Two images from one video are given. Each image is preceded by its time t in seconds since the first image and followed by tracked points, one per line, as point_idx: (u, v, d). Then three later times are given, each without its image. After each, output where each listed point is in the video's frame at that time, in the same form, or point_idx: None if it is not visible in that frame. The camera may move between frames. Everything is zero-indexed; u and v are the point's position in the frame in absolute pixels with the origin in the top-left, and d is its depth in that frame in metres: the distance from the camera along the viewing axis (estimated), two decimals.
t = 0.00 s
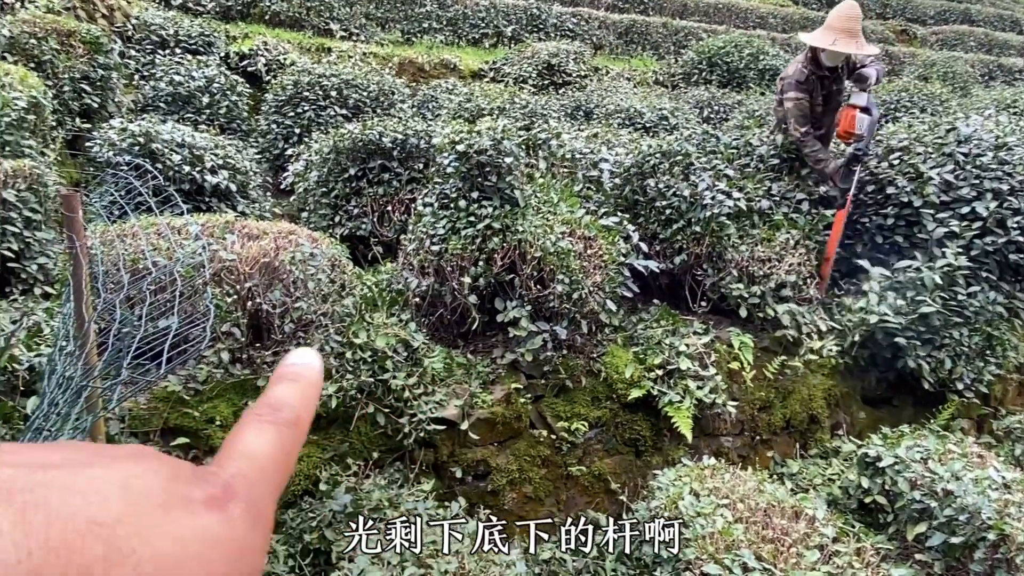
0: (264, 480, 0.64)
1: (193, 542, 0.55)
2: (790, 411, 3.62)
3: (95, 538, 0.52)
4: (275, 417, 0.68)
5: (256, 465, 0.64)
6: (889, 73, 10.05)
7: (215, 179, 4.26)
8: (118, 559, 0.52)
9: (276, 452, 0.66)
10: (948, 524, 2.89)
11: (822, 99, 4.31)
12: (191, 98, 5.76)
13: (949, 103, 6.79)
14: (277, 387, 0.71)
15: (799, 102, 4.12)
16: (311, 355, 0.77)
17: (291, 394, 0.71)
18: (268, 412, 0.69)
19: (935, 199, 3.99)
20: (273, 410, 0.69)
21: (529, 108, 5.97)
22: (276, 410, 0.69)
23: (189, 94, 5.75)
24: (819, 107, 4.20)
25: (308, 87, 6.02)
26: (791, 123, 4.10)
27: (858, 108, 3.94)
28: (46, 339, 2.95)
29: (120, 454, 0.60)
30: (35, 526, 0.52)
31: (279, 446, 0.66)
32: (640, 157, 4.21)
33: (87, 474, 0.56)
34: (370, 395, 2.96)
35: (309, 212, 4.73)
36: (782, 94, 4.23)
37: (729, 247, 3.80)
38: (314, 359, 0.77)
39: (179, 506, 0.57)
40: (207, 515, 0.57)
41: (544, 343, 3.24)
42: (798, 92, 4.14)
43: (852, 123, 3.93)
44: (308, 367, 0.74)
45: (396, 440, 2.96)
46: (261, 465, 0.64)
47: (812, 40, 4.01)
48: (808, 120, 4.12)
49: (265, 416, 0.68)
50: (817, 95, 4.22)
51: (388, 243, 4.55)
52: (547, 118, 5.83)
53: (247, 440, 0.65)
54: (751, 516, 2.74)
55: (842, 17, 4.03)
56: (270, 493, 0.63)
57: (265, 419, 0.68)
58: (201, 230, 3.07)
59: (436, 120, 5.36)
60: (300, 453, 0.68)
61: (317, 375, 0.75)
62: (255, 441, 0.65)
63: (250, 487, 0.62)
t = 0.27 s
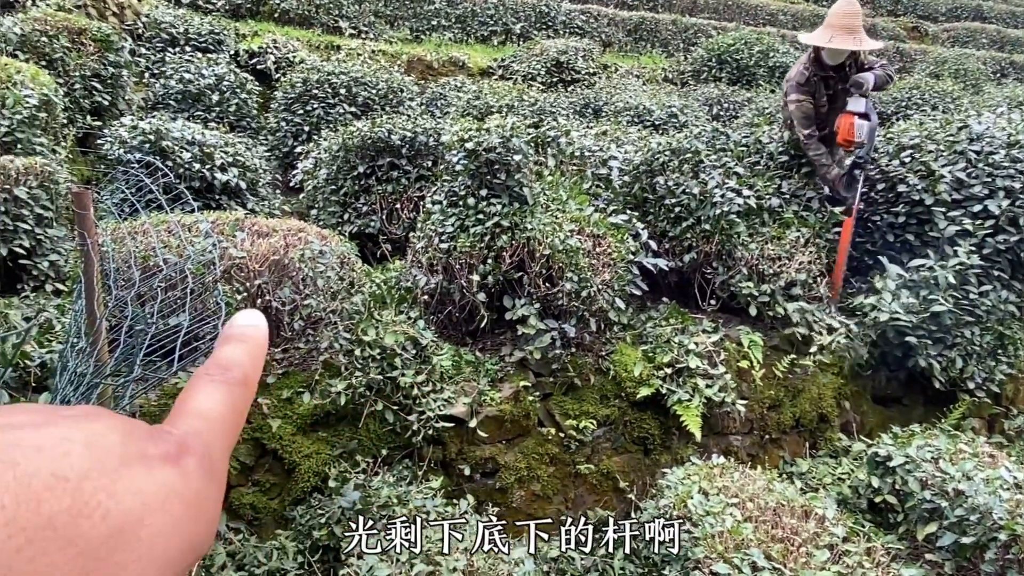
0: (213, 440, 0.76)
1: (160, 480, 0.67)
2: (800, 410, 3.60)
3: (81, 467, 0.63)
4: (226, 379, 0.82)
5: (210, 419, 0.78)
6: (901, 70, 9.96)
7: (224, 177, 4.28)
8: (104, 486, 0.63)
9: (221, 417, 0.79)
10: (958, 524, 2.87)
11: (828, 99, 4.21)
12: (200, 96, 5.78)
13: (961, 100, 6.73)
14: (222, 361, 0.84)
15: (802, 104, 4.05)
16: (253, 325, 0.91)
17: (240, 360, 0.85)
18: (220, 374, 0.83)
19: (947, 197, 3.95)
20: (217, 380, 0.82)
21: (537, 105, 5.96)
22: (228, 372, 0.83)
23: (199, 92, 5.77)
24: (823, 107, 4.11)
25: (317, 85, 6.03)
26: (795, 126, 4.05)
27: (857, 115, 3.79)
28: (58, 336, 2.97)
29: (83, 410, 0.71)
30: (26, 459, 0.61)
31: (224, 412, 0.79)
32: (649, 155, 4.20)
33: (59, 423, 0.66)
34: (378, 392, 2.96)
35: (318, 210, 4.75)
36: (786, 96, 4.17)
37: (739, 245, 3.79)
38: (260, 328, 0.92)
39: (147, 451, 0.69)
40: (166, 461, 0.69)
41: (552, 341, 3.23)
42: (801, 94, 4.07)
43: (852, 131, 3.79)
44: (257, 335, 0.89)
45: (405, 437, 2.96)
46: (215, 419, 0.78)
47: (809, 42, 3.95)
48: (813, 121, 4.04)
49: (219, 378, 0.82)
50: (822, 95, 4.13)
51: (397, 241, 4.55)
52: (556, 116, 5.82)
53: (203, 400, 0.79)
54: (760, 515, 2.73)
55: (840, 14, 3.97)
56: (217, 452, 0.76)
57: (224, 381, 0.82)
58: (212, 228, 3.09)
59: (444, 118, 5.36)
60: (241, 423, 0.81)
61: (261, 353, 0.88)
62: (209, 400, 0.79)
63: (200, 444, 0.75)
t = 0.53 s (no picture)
0: (224, 441, 0.74)
1: (167, 476, 0.65)
2: (806, 410, 3.59)
3: (91, 465, 0.61)
4: (237, 379, 0.80)
5: (222, 419, 0.76)
6: (907, 69, 9.91)
7: (230, 175, 4.29)
8: (113, 482, 0.62)
9: (233, 416, 0.77)
10: (966, 525, 2.86)
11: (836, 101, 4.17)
12: (206, 95, 5.79)
13: (968, 99, 6.69)
14: (234, 362, 0.82)
15: (811, 107, 4.00)
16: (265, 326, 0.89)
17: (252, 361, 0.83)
18: (232, 375, 0.81)
19: (954, 197, 3.93)
20: (228, 382, 0.80)
21: (543, 104, 5.95)
22: (239, 372, 0.81)
23: (205, 91, 5.78)
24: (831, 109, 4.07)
25: (322, 84, 6.04)
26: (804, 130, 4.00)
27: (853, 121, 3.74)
28: (65, 334, 2.98)
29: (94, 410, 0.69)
30: (33, 459, 0.60)
31: (236, 412, 0.77)
32: (654, 153, 4.19)
33: (70, 423, 0.65)
34: (384, 391, 2.97)
35: (323, 208, 4.75)
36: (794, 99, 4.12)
37: (745, 244, 3.78)
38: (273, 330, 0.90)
39: (156, 449, 0.67)
40: (175, 458, 0.67)
41: (558, 340, 3.23)
42: (809, 97, 4.03)
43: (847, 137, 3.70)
44: (268, 337, 0.87)
45: (409, 436, 2.96)
46: (227, 419, 0.76)
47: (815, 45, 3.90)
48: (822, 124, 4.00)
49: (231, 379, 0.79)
50: (830, 97, 4.09)
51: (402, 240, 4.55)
52: (561, 114, 5.81)
53: (213, 400, 0.77)
54: (766, 515, 2.72)
55: (842, 15, 3.94)
56: (228, 451, 0.74)
57: (235, 382, 0.80)
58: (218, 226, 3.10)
59: (449, 117, 5.35)
60: (253, 424, 0.79)
61: (275, 357, 0.86)
62: (220, 400, 0.77)
63: (211, 444, 0.73)
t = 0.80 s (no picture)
0: (236, 440, 0.77)
1: (176, 481, 0.68)
2: (806, 410, 3.59)
3: (100, 466, 0.65)
4: (251, 379, 0.83)
5: (235, 419, 0.78)
6: (908, 69, 9.89)
7: (230, 175, 4.29)
8: (122, 484, 0.65)
9: (246, 416, 0.79)
10: (966, 525, 2.85)
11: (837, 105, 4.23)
12: (206, 94, 5.79)
13: (969, 100, 6.68)
14: (249, 362, 0.85)
15: (811, 111, 4.08)
16: (280, 329, 0.92)
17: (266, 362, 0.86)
18: (247, 375, 0.83)
19: (955, 197, 3.92)
20: (243, 381, 0.82)
21: (543, 104, 5.94)
22: (253, 373, 0.84)
23: (205, 90, 5.77)
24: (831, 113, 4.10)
25: (323, 83, 6.04)
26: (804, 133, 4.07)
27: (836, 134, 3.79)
28: (65, 333, 2.97)
29: (109, 410, 0.73)
30: (50, 461, 0.63)
31: (249, 411, 0.80)
32: (655, 153, 4.18)
33: (84, 423, 0.68)
34: (384, 390, 2.96)
35: (323, 208, 4.75)
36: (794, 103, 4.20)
37: (745, 244, 3.77)
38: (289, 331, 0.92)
39: (167, 450, 0.70)
40: (184, 461, 0.70)
41: (558, 340, 3.23)
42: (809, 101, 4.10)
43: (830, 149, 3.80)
44: (284, 339, 0.89)
45: (410, 436, 2.96)
46: (240, 418, 0.78)
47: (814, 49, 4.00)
48: (822, 127, 4.06)
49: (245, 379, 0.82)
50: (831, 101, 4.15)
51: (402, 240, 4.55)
52: (561, 114, 5.80)
53: (227, 400, 0.79)
54: (766, 515, 2.71)
55: (843, 19, 4.05)
56: (241, 452, 0.76)
57: (248, 381, 0.82)
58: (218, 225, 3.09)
59: (449, 117, 5.35)
60: (267, 423, 0.81)
61: (290, 357, 0.88)
62: (234, 399, 0.80)
63: (223, 444, 0.75)
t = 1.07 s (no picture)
0: (266, 446, 0.70)
1: (194, 489, 0.62)
2: (800, 410, 3.59)
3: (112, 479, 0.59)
4: (290, 384, 0.76)
5: (267, 425, 0.71)
6: (901, 69, 9.92)
7: (224, 175, 4.27)
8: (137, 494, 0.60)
9: (279, 423, 0.72)
10: (959, 525, 2.86)
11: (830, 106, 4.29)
12: (200, 94, 5.76)
13: (961, 101, 6.71)
14: (290, 368, 0.79)
15: (800, 112, 4.15)
16: (329, 336, 0.85)
17: (309, 371, 0.79)
18: (286, 380, 0.77)
19: (948, 197, 3.94)
20: (280, 386, 0.76)
21: (538, 105, 5.94)
22: (293, 378, 0.77)
23: (198, 90, 5.75)
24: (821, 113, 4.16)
25: (317, 83, 6.03)
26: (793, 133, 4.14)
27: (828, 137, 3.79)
28: (57, 334, 2.95)
29: (137, 416, 0.68)
30: (59, 470, 0.58)
31: (284, 419, 0.73)
32: (649, 154, 4.19)
33: (108, 431, 0.64)
34: (378, 391, 2.96)
35: (317, 208, 4.74)
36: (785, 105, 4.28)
37: (739, 245, 3.78)
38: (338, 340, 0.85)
39: (189, 457, 0.64)
40: (204, 468, 0.64)
41: (553, 340, 3.23)
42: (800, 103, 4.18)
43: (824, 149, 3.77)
44: (330, 347, 0.83)
45: (404, 436, 2.96)
46: (273, 426, 0.72)
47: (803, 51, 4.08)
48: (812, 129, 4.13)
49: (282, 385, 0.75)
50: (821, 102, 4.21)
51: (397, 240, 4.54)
52: (555, 114, 5.80)
53: (262, 405, 0.73)
54: (760, 516, 2.72)
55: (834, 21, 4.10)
56: (270, 459, 0.70)
57: (286, 387, 0.76)
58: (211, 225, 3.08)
59: (443, 117, 5.34)
60: (303, 433, 0.74)
61: (332, 363, 0.82)
62: (269, 405, 0.73)
63: (250, 449, 0.68)
